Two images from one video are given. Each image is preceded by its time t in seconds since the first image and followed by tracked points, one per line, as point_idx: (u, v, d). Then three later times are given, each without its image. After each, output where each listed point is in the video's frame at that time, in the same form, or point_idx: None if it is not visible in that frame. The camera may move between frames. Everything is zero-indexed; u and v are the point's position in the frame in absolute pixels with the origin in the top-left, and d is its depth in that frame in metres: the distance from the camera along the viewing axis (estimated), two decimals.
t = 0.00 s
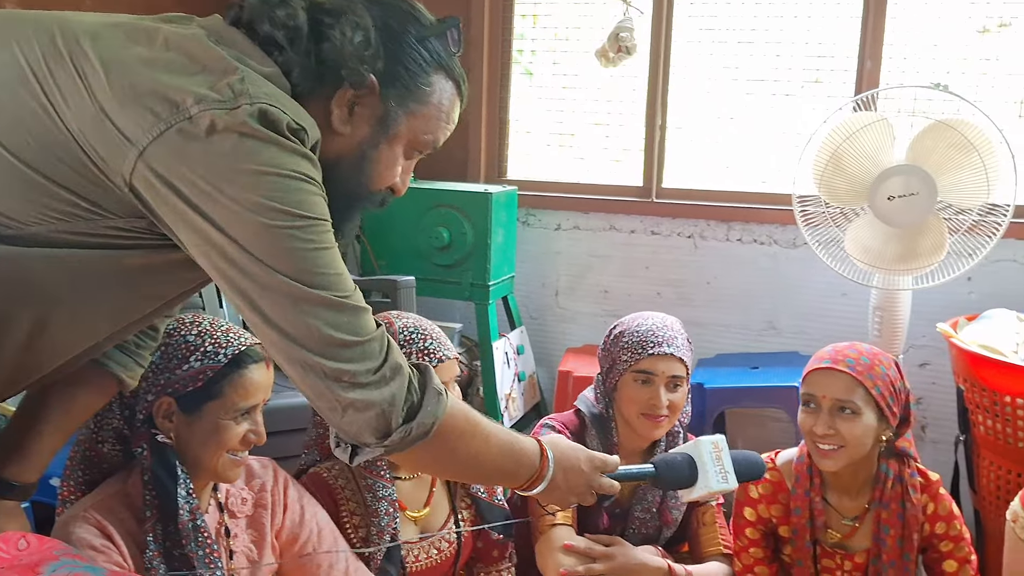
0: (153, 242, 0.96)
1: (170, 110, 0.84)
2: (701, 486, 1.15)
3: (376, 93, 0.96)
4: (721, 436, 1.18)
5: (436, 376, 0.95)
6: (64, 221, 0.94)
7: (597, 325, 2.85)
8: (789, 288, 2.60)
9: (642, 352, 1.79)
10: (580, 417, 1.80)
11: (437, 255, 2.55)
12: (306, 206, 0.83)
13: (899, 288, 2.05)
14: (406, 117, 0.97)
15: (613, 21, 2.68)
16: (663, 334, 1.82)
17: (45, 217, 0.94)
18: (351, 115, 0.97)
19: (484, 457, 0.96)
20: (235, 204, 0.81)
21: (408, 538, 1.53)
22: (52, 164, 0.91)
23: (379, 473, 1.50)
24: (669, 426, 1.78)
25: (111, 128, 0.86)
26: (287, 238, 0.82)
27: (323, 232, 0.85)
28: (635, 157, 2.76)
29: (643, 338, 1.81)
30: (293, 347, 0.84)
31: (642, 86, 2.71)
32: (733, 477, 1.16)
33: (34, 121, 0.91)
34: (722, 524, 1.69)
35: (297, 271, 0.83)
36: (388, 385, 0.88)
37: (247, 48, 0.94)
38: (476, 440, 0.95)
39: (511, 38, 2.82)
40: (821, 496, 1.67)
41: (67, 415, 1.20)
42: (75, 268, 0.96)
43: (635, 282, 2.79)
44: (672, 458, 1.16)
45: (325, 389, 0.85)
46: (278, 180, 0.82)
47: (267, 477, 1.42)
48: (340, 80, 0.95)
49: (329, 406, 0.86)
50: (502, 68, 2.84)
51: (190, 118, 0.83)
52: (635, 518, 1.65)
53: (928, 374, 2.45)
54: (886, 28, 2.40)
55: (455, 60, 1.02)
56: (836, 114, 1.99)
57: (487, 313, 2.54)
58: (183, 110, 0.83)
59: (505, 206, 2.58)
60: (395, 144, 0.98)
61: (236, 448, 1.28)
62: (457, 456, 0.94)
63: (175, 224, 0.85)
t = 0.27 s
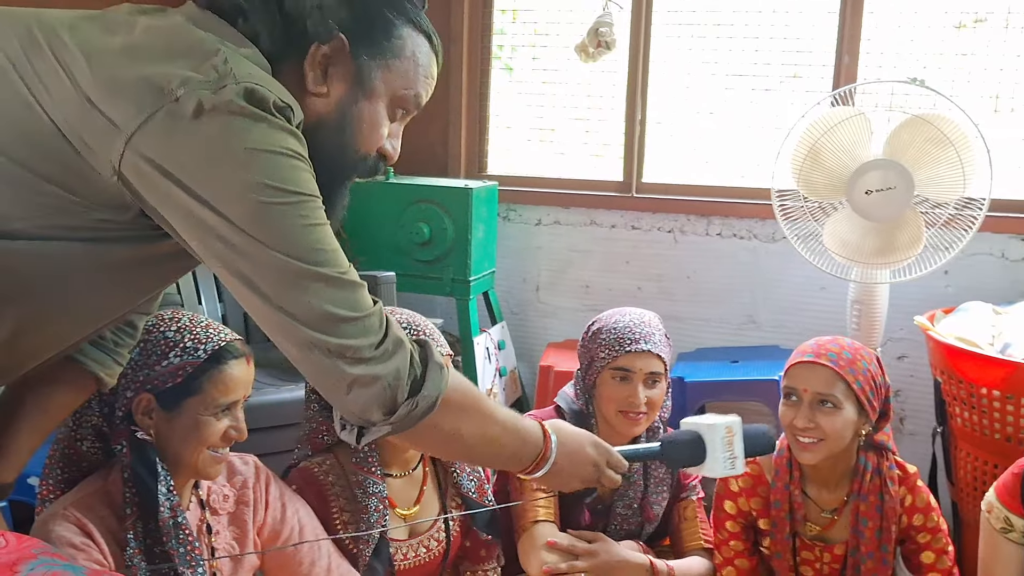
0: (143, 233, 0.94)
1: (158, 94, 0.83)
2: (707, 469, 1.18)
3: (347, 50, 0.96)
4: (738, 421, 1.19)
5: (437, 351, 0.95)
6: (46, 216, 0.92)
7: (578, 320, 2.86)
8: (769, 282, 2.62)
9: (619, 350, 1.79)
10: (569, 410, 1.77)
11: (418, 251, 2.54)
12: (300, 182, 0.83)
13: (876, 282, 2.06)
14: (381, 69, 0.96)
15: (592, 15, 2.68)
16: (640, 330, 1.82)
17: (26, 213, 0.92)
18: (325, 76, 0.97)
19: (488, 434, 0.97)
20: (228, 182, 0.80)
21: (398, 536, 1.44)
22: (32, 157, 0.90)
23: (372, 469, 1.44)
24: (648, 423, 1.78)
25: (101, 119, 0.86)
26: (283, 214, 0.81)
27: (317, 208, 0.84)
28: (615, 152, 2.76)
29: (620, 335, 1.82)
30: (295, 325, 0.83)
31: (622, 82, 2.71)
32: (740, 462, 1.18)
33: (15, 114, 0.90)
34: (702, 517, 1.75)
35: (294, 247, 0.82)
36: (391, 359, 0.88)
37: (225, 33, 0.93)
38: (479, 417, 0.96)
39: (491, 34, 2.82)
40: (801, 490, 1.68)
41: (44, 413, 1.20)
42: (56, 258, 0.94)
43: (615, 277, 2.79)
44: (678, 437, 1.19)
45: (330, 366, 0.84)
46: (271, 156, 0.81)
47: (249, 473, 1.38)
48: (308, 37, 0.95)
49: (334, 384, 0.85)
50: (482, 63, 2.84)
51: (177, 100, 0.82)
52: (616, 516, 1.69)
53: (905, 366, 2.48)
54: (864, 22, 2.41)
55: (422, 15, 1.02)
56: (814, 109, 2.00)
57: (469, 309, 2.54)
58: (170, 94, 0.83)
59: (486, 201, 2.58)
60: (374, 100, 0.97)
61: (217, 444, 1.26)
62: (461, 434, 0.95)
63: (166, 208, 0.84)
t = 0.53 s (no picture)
0: (126, 229, 0.97)
1: (146, 87, 0.86)
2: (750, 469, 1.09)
3: (329, 45, 0.99)
4: (798, 444, 1.07)
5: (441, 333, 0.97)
6: (34, 212, 0.96)
7: (556, 316, 2.86)
8: (746, 277, 2.63)
9: (599, 352, 1.79)
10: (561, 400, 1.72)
11: (395, 248, 2.53)
12: (289, 167, 0.86)
13: (851, 276, 2.08)
14: (362, 66, 1.00)
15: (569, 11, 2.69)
16: (620, 332, 1.82)
17: (14, 208, 0.96)
18: (307, 70, 0.99)
19: (500, 417, 0.98)
20: (220, 171, 0.83)
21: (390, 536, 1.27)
22: (20, 153, 0.93)
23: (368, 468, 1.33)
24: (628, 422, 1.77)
25: (87, 112, 0.89)
26: (275, 199, 0.84)
27: (307, 193, 0.87)
28: (592, 149, 2.77)
29: (600, 337, 1.81)
30: (295, 312, 0.85)
31: (599, 77, 2.72)
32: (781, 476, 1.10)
33: (3, 111, 0.94)
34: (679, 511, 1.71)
35: (291, 234, 0.84)
36: (396, 341, 0.90)
37: (209, 27, 0.95)
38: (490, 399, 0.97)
39: (468, 30, 2.81)
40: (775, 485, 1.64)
41: (22, 411, 1.20)
42: (41, 253, 0.98)
43: (593, 273, 2.80)
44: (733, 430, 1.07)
45: (336, 352, 0.86)
46: (260, 142, 0.84)
47: (229, 472, 1.22)
48: (290, 33, 0.98)
49: (342, 371, 0.87)
50: (459, 59, 2.84)
51: (166, 91, 0.85)
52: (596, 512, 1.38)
53: (881, 361, 2.50)
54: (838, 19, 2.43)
55: (403, 14, 1.05)
56: (789, 104, 2.01)
57: (446, 305, 2.53)
58: (157, 86, 0.86)
59: (463, 197, 2.58)
60: (356, 96, 1.00)
61: (196, 443, 1.13)
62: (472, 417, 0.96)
63: (159, 200, 0.87)
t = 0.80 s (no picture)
0: (104, 233, 0.99)
1: (123, 89, 0.86)
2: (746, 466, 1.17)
3: (306, 49, 0.99)
4: (789, 426, 1.17)
5: (423, 335, 0.97)
6: (15, 214, 0.99)
7: (531, 312, 2.86)
8: (719, 272, 2.65)
9: (594, 381, 1.63)
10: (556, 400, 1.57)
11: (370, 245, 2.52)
12: (268, 170, 0.86)
13: (822, 271, 2.10)
14: (340, 70, 0.99)
15: (543, 7, 2.69)
16: (614, 357, 1.66)
17: None
18: (284, 74, 0.99)
19: (485, 418, 0.98)
20: (198, 173, 0.83)
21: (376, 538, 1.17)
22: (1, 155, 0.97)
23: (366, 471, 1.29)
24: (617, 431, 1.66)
25: (64, 114, 0.89)
26: (254, 201, 0.84)
27: (286, 195, 0.88)
28: (567, 145, 2.77)
29: (594, 363, 1.64)
30: (275, 313, 0.85)
31: (573, 73, 2.72)
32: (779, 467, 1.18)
33: None
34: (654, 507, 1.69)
35: (268, 235, 0.84)
36: (377, 343, 0.90)
37: (186, 29, 0.94)
38: (474, 399, 0.97)
39: (442, 26, 2.80)
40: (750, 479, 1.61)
41: None
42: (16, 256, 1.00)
43: (568, 269, 2.80)
44: (722, 431, 1.15)
45: (317, 353, 0.86)
46: (239, 145, 0.85)
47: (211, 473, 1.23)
48: (267, 36, 0.98)
49: (322, 373, 0.87)
50: (433, 55, 2.83)
51: (142, 94, 0.85)
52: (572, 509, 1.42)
53: (852, 355, 2.53)
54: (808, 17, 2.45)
55: (381, 17, 1.05)
56: (761, 102, 2.03)
57: (421, 302, 2.53)
58: (134, 88, 0.86)
59: (438, 194, 2.57)
60: (334, 100, 1.00)
61: (177, 445, 1.14)
62: (457, 417, 0.96)
63: (136, 203, 0.87)
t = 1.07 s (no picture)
0: (65, 234, 0.98)
1: (86, 90, 0.84)
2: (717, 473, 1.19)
3: (275, 48, 0.97)
4: (759, 433, 1.17)
5: (393, 337, 0.96)
6: None
7: (502, 310, 2.86)
8: (689, 268, 2.66)
9: (582, 393, 1.61)
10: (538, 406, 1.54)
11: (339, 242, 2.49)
12: (235, 172, 0.85)
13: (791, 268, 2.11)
14: (310, 69, 0.98)
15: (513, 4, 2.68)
16: (596, 367, 1.67)
17: None
18: (253, 73, 0.98)
19: (459, 420, 0.98)
20: (164, 175, 0.82)
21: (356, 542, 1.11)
22: None
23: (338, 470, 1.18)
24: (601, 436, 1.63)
25: (24, 115, 0.87)
26: (222, 204, 0.83)
27: (254, 197, 0.86)
28: (538, 142, 2.77)
29: (579, 374, 1.63)
30: (243, 317, 0.84)
31: (543, 70, 2.71)
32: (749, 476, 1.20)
33: None
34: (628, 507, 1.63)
35: (235, 236, 0.83)
36: (347, 345, 0.89)
37: (152, 28, 0.93)
38: (448, 401, 0.97)
39: (411, 22, 2.79)
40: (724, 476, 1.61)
41: None
42: None
43: (538, 266, 2.80)
44: (696, 438, 1.16)
45: (286, 356, 0.85)
46: (206, 147, 0.84)
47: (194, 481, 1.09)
48: (235, 35, 0.96)
49: (292, 376, 0.86)
50: (403, 52, 2.81)
51: (106, 96, 0.84)
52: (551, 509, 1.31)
53: (820, 350, 2.56)
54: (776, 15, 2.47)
55: (352, 15, 1.03)
56: (729, 99, 2.04)
57: (391, 300, 2.51)
58: (98, 89, 0.84)
59: (408, 191, 2.56)
60: (304, 99, 0.99)
61: (159, 456, 1.04)
62: (430, 420, 0.96)
63: (100, 206, 0.85)
